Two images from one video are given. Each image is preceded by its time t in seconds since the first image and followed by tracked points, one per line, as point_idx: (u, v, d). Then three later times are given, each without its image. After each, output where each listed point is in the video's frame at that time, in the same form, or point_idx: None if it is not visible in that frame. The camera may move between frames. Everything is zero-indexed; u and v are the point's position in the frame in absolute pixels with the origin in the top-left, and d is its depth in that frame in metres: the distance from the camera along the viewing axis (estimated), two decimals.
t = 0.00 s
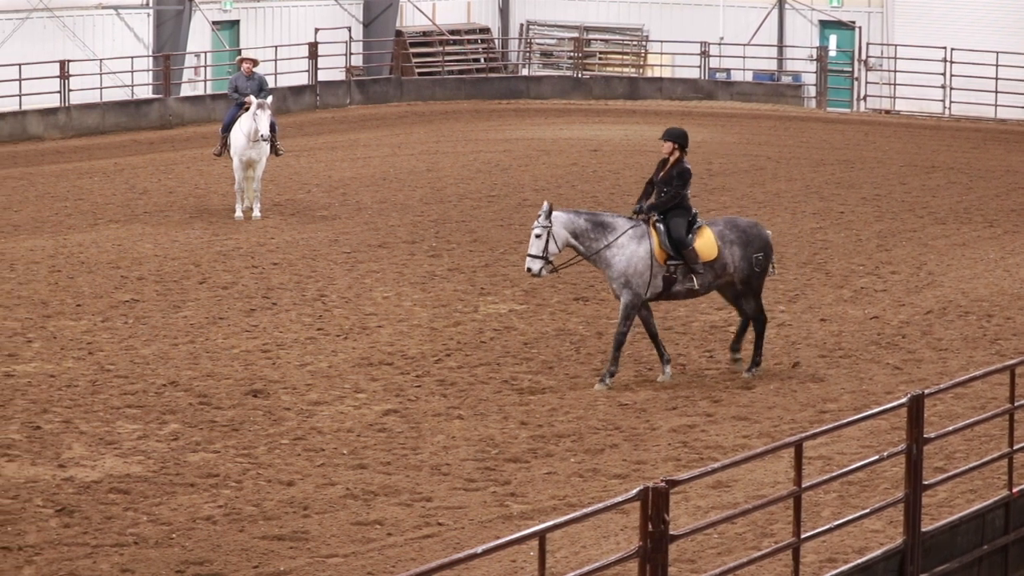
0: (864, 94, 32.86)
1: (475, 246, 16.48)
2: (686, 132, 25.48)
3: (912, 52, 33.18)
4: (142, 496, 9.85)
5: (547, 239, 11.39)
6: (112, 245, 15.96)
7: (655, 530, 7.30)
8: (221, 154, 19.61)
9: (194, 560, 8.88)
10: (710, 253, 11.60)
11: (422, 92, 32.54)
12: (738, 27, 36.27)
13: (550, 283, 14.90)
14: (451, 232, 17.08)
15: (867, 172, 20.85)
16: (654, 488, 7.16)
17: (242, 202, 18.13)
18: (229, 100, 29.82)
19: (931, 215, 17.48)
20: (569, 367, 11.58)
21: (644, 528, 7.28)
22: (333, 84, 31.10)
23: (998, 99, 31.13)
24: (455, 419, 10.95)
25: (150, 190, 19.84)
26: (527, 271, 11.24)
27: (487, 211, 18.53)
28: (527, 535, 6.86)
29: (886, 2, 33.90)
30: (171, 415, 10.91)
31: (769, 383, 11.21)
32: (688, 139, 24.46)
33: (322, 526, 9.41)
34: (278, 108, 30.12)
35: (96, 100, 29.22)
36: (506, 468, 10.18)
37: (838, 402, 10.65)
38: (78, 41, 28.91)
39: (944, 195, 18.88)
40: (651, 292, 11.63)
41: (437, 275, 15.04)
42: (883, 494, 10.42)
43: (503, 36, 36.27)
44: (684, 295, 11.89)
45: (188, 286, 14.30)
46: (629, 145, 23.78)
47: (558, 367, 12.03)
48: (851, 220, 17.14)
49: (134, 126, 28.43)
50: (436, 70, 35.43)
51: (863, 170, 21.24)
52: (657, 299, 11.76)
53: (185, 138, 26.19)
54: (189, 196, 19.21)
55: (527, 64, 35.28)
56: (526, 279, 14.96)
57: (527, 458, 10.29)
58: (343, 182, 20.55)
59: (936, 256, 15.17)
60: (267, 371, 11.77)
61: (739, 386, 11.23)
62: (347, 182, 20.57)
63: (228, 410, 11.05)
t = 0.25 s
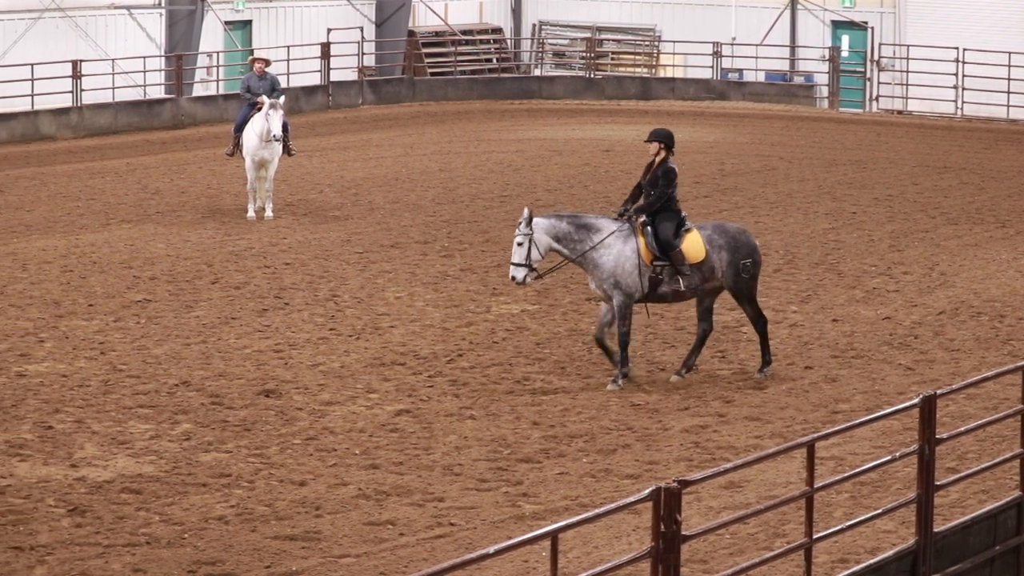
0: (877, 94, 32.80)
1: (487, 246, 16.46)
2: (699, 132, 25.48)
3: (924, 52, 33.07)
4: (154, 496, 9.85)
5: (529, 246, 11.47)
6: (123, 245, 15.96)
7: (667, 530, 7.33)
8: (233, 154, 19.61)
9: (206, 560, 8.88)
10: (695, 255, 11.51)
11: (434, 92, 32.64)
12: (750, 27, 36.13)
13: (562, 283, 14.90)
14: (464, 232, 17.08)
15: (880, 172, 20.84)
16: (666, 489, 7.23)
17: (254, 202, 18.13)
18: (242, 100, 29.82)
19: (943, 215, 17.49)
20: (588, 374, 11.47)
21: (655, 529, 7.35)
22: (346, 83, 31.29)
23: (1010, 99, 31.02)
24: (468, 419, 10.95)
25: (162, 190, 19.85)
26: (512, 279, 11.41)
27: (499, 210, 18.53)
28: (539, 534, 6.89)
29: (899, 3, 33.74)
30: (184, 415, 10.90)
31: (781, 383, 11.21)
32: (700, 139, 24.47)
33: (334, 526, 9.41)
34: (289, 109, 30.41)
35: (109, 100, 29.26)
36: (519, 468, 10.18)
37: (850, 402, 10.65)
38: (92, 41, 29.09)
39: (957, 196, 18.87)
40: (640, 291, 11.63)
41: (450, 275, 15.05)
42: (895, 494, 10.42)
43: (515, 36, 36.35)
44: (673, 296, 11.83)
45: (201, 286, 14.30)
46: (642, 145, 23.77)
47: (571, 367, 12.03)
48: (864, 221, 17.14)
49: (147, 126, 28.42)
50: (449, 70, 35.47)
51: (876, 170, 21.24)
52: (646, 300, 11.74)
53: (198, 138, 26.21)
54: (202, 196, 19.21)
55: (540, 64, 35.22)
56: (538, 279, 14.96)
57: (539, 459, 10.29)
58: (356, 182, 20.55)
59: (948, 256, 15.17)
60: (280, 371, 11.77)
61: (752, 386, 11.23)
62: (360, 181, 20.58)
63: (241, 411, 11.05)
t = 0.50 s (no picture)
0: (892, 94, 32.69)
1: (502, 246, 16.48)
2: (714, 133, 25.47)
3: (939, 52, 32.95)
4: (168, 496, 9.85)
5: (511, 243, 11.28)
6: (137, 245, 15.96)
7: (682, 531, 7.41)
8: (248, 154, 19.61)
9: (220, 560, 8.88)
10: (679, 260, 11.47)
11: (449, 93, 32.51)
12: (765, 28, 35.98)
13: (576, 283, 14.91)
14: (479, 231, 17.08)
15: (894, 172, 20.84)
16: (681, 490, 7.26)
17: (268, 202, 18.12)
18: (257, 100, 29.80)
19: (958, 216, 17.49)
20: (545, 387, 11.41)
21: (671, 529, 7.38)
22: (361, 84, 31.34)
23: None
24: (482, 419, 10.95)
25: (177, 190, 19.85)
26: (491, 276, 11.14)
27: (513, 211, 18.52)
28: (557, 534, 7.03)
29: (913, 4, 33.58)
30: (198, 415, 10.90)
31: (796, 383, 11.21)
32: (716, 139, 24.48)
33: (349, 526, 9.41)
34: (303, 109, 30.48)
35: (123, 100, 29.34)
36: (533, 468, 10.18)
37: (865, 403, 10.66)
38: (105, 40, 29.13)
39: (971, 196, 18.87)
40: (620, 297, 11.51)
41: (464, 275, 15.05)
42: (910, 495, 10.42)
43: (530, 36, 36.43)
44: (653, 299, 11.77)
45: (216, 286, 14.30)
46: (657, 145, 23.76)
47: (585, 367, 12.03)
48: (878, 221, 17.14)
49: (161, 126, 28.44)
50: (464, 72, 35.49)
51: (890, 170, 21.26)
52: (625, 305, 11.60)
53: (213, 138, 26.22)
54: (216, 196, 19.22)
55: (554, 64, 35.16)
56: (552, 280, 14.97)
57: (554, 459, 10.29)
58: (370, 182, 20.55)
59: (963, 257, 15.18)
60: (294, 371, 11.77)
61: (766, 386, 11.23)
62: (374, 182, 20.58)
63: (256, 410, 11.05)
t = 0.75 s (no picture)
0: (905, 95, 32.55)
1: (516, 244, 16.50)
2: (727, 133, 25.49)
3: (952, 53, 32.83)
4: (180, 496, 9.85)
5: (494, 240, 11.28)
6: (149, 244, 15.97)
7: (694, 531, 7.42)
8: (261, 154, 19.61)
9: (233, 560, 8.87)
10: (660, 261, 11.47)
11: (463, 92, 32.50)
12: (779, 29, 35.86)
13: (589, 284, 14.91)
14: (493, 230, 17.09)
15: (908, 173, 20.83)
16: (693, 490, 7.28)
17: (281, 202, 18.12)
18: (271, 100, 29.75)
19: (972, 216, 17.49)
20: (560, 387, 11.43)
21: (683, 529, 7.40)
22: (374, 84, 31.37)
23: None
24: (495, 419, 10.95)
25: (190, 190, 19.86)
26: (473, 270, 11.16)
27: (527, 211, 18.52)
28: (568, 534, 7.02)
29: (926, 4, 33.44)
30: (211, 415, 10.90)
31: (809, 383, 11.20)
32: (729, 139, 24.49)
33: (362, 526, 9.41)
34: (317, 109, 30.46)
35: (136, 100, 29.50)
36: (546, 468, 10.18)
37: (878, 403, 10.66)
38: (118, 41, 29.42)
39: (985, 197, 18.86)
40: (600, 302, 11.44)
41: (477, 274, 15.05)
42: (922, 496, 10.42)
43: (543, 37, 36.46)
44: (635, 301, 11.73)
45: (229, 286, 14.31)
46: (671, 145, 23.74)
47: (597, 366, 12.03)
48: (892, 221, 17.14)
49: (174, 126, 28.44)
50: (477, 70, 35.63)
51: (904, 170, 21.26)
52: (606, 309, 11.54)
53: (227, 138, 26.24)
54: (229, 196, 19.22)
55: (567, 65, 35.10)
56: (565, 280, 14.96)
57: (567, 459, 10.28)
58: (383, 182, 20.55)
59: (976, 257, 15.17)
60: (307, 371, 11.77)
61: (779, 386, 11.23)
62: (387, 182, 20.59)
63: (269, 410, 11.05)
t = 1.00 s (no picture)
0: (920, 95, 32.48)
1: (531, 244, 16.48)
2: (742, 133, 25.52)
3: (966, 53, 32.80)
4: (195, 496, 9.85)
5: (469, 248, 11.39)
6: (163, 244, 15.98)
7: (709, 532, 7.41)
8: (277, 154, 19.62)
9: (248, 560, 8.88)
10: (642, 265, 11.42)
11: (478, 93, 32.47)
12: (794, 28, 35.97)
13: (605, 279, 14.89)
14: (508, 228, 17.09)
15: (922, 174, 20.82)
16: (708, 490, 7.29)
17: (296, 202, 18.12)
18: (285, 100, 29.73)
19: (988, 217, 17.48)
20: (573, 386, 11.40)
21: (698, 530, 7.41)
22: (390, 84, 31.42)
23: None
24: (510, 419, 10.95)
25: (204, 190, 19.87)
26: (450, 282, 11.27)
27: (541, 212, 18.53)
28: (583, 535, 7.01)
29: (941, 5, 33.49)
30: (226, 415, 10.90)
31: (824, 384, 11.20)
32: (744, 140, 24.51)
33: (377, 526, 9.41)
34: (332, 109, 30.51)
35: (150, 100, 29.72)
36: (561, 468, 10.18)
37: (892, 404, 10.66)
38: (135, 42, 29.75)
39: (1000, 198, 18.85)
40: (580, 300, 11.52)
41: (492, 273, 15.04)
42: (937, 497, 10.42)
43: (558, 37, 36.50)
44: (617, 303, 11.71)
45: (244, 286, 14.32)
46: (686, 146, 23.74)
47: (611, 366, 12.02)
48: (906, 222, 17.14)
49: (190, 126, 28.34)
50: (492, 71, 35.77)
51: (918, 171, 21.25)
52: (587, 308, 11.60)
53: (242, 138, 26.27)
54: (244, 196, 19.23)
55: (582, 65, 35.10)
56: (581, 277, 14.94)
57: (582, 460, 10.28)
58: (398, 183, 20.56)
59: (991, 258, 15.17)
60: (322, 371, 11.77)
61: (794, 386, 11.22)
62: (403, 182, 20.60)
63: (284, 410, 11.05)
